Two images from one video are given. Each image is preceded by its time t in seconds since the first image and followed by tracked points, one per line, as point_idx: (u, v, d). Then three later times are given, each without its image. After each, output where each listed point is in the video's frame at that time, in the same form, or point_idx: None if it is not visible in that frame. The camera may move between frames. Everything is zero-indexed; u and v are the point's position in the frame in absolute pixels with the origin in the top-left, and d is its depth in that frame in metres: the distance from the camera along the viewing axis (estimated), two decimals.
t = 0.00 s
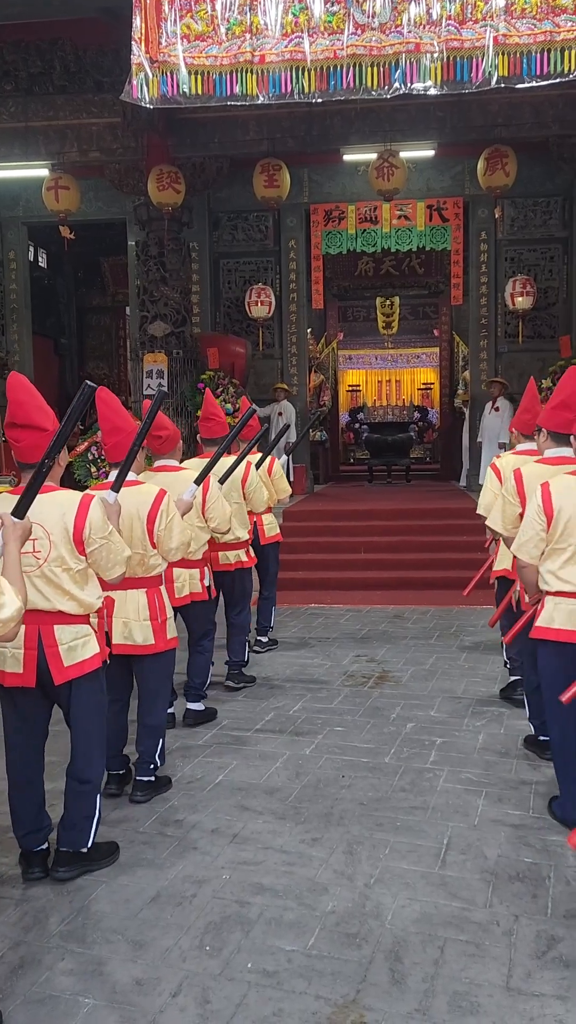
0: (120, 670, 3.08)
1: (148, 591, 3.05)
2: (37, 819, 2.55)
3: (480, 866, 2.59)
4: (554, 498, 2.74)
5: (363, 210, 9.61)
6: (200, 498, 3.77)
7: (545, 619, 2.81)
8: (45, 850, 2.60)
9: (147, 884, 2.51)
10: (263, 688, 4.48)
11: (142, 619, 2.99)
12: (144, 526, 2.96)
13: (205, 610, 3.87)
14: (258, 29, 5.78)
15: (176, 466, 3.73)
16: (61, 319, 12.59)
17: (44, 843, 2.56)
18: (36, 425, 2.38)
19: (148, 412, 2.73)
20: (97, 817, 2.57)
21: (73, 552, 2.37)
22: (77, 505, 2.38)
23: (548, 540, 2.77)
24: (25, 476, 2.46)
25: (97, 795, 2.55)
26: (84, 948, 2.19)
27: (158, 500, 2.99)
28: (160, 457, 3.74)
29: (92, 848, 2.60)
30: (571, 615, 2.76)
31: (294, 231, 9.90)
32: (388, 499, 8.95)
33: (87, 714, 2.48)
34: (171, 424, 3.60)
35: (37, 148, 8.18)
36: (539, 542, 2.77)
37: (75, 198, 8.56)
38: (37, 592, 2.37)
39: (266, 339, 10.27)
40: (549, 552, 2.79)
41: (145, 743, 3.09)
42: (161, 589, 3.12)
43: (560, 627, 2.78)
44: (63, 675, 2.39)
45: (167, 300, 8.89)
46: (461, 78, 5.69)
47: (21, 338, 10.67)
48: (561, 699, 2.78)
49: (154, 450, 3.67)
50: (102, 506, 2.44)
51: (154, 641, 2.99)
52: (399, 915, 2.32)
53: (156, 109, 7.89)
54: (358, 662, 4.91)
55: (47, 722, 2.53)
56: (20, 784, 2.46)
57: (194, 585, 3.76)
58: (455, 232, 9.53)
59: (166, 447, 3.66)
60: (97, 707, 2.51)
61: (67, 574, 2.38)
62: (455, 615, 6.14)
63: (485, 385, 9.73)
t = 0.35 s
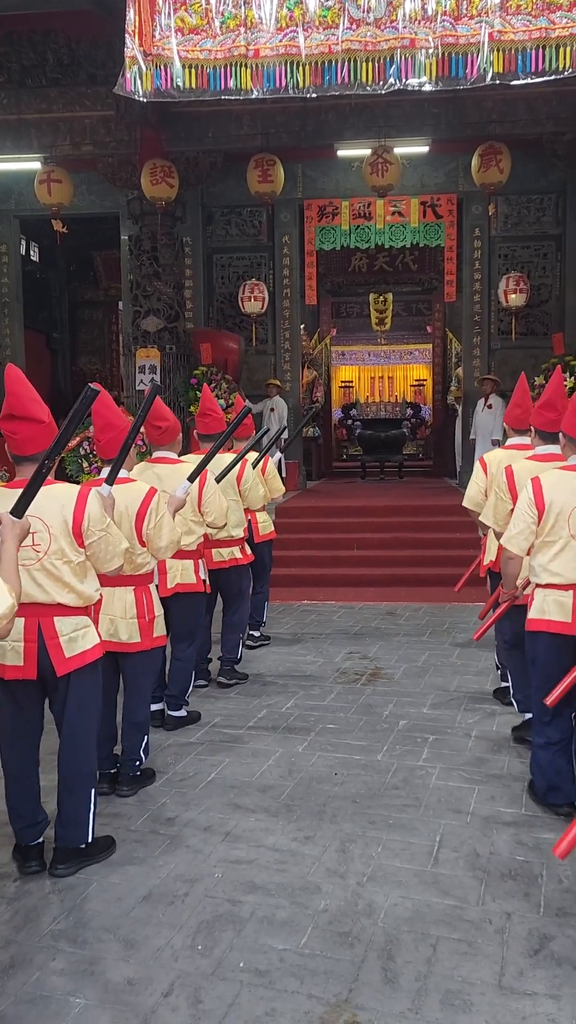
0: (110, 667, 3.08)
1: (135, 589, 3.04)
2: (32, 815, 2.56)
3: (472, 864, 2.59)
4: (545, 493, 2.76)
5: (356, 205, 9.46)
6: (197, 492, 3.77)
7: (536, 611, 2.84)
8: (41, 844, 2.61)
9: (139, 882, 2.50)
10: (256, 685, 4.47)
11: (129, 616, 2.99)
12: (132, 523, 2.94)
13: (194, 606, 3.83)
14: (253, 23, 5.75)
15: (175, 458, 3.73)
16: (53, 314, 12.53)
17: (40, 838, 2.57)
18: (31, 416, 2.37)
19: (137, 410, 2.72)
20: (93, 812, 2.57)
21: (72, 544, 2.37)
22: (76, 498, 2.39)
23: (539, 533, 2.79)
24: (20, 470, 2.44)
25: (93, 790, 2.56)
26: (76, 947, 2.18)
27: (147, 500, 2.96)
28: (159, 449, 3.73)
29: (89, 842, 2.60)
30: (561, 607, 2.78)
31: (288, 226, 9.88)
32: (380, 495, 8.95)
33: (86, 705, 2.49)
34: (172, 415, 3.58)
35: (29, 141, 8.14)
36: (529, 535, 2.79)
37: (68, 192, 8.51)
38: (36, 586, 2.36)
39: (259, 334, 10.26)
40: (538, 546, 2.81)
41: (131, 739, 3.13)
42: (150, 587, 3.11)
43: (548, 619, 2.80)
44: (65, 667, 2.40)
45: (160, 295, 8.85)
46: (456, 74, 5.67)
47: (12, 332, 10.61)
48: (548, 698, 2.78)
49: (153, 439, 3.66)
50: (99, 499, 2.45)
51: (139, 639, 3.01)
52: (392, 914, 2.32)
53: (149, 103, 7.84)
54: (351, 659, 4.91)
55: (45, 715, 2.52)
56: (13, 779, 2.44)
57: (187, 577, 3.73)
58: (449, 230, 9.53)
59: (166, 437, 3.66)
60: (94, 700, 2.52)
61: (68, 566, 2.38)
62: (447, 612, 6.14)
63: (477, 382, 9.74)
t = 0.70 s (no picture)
0: (105, 661, 3.07)
1: (131, 582, 3.02)
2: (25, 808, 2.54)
3: (467, 856, 2.59)
4: (530, 481, 2.77)
5: (352, 199, 9.45)
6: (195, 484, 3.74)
7: (520, 596, 2.86)
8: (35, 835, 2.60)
9: (134, 874, 2.49)
10: (249, 678, 4.46)
11: (127, 610, 2.98)
12: (123, 517, 2.91)
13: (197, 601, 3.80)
14: (249, 12, 5.70)
15: (174, 451, 3.71)
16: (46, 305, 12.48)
17: (33, 829, 2.56)
18: (22, 404, 2.35)
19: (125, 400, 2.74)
20: (84, 802, 2.57)
21: (65, 533, 2.37)
22: (68, 487, 2.39)
23: (523, 520, 2.81)
24: (12, 457, 2.43)
25: (84, 780, 2.55)
26: (70, 938, 2.17)
27: (138, 492, 2.93)
28: (158, 441, 3.73)
29: (81, 832, 2.60)
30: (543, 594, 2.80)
31: (283, 219, 9.84)
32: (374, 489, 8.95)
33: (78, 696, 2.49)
34: (170, 405, 3.58)
35: (22, 130, 8.08)
36: (515, 522, 2.81)
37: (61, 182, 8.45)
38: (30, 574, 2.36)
39: (254, 327, 10.22)
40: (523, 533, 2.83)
41: (129, 731, 3.09)
42: (144, 579, 3.10)
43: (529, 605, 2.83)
44: (57, 656, 2.40)
45: (154, 287, 8.82)
46: (453, 66, 5.65)
47: (5, 323, 10.56)
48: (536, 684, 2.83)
49: (152, 433, 3.66)
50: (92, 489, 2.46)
51: (139, 631, 3.00)
52: (387, 906, 2.32)
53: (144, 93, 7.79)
54: (345, 653, 4.90)
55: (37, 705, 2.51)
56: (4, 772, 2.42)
57: (186, 570, 3.73)
58: (444, 224, 9.50)
59: (164, 430, 3.65)
60: (86, 690, 2.53)
61: (61, 555, 2.38)
62: (441, 607, 6.14)
63: (471, 377, 9.73)
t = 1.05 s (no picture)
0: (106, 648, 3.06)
1: (133, 569, 3.02)
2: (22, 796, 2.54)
3: (462, 845, 2.60)
4: (523, 474, 2.80)
5: (350, 189, 9.34)
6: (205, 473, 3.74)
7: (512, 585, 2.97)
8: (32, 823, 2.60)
9: (129, 861, 2.50)
10: (245, 668, 4.47)
11: (128, 597, 2.98)
12: (131, 503, 2.92)
13: (201, 591, 3.80)
14: None
15: (182, 440, 3.72)
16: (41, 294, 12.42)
17: (31, 817, 2.56)
18: (26, 390, 2.34)
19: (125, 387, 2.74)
20: (81, 791, 2.57)
21: (69, 521, 2.38)
22: (72, 473, 2.39)
23: (517, 513, 2.84)
24: (16, 442, 2.44)
25: (82, 768, 2.55)
26: (66, 924, 2.18)
27: (147, 478, 2.95)
28: (166, 431, 3.72)
29: (77, 820, 2.60)
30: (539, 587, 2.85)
31: (279, 210, 9.79)
32: (369, 482, 8.94)
33: (81, 682, 2.51)
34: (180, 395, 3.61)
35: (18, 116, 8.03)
36: (508, 515, 2.84)
37: (57, 169, 8.39)
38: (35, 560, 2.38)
39: (250, 318, 10.18)
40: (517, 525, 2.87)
41: (131, 720, 3.10)
42: (146, 567, 3.10)
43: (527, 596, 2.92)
44: (61, 642, 2.42)
45: (150, 276, 8.78)
46: (452, 57, 5.63)
47: None
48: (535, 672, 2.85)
49: (160, 421, 3.67)
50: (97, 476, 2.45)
51: (138, 619, 3.00)
52: (382, 894, 2.33)
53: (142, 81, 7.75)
54: (340, 644, 4.91)
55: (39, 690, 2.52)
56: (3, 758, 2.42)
57: (191, 559, 3.72)
58: (442, 216, 9.46)
59: (173, 420, 3.66)
60: (89, 677, 2.54)
61: (66, 541, 2.39)
62: (436, 599, 6.15)
63: (468, 370, 9.72)
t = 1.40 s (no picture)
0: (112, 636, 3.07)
1: (141, 559, 3.04)
2: (21, 783, 2.55)
3: (459, 834, 2.62)
4: (526, 466, 2.86)
5: (349, 184, 9.39)
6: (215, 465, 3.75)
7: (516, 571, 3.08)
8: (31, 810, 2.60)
9: (129, 848, 2.50)
10: (243, 659, 4.47)
11: (136, 586, 2.99)
12: (138, 493, 2.94)
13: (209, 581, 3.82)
14: None
15: (189, 431, 3.72)
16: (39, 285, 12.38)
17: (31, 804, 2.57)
18: (32, 377, 2.34)
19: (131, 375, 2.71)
20: (81, 778, 2.57)
21: (73, 509, 2.38)
22: (76, 462, 2.39)
23: (520, 505, 2.93)
24: (20, 429, 2.43)
25: (82, 756, 2.55)
26: (66, 910, 2.18)
27: (152, 468, 2.98)
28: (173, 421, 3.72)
29: (77, 807, 2.61)
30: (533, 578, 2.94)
31: (278, 202, 9.76)
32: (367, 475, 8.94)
33: (83, 671, 2.51)
34: (188, 386, 3.61)
35: (17, 106, 7.99)
36: (510, 506, 2.93)
37: (56, 160, 8.36)
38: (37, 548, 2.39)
39: (249, 311, 10.16)
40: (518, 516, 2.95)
41: (139, 708, 3.11)
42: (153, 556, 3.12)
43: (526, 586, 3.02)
44: (63, 631, 2.42)
45: (148, 268, 8.77)
46: (454, 48, 5.60)
47: None
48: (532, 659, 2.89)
49: (169, 412, 3.67)
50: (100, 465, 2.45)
51: (146, 608, 3.02)
52: (380, 881, 2.34)
53: (141, 71, 7.71)
54: (338, 635, 4.91)
55: (40, 678, 2.53)
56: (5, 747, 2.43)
57: (206, 550, 3.76)
58: (441, 209, 9.43)
59: (181, 412, 3.66)
60: (91, 665, 2.54)
61: (69, 529, 2.39)
62: (433, 591, 6.16)
63: (466, 364, 9.72)
